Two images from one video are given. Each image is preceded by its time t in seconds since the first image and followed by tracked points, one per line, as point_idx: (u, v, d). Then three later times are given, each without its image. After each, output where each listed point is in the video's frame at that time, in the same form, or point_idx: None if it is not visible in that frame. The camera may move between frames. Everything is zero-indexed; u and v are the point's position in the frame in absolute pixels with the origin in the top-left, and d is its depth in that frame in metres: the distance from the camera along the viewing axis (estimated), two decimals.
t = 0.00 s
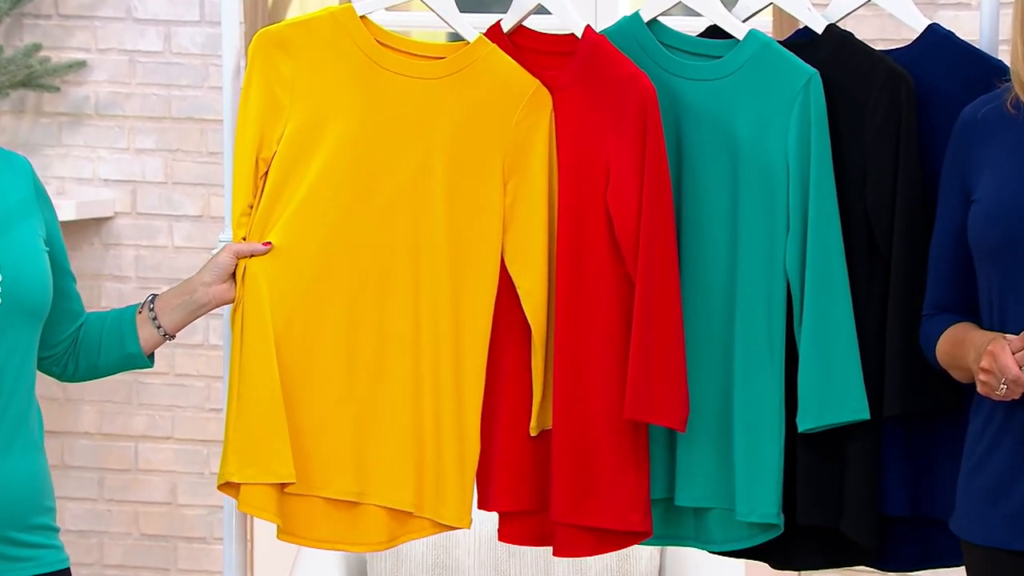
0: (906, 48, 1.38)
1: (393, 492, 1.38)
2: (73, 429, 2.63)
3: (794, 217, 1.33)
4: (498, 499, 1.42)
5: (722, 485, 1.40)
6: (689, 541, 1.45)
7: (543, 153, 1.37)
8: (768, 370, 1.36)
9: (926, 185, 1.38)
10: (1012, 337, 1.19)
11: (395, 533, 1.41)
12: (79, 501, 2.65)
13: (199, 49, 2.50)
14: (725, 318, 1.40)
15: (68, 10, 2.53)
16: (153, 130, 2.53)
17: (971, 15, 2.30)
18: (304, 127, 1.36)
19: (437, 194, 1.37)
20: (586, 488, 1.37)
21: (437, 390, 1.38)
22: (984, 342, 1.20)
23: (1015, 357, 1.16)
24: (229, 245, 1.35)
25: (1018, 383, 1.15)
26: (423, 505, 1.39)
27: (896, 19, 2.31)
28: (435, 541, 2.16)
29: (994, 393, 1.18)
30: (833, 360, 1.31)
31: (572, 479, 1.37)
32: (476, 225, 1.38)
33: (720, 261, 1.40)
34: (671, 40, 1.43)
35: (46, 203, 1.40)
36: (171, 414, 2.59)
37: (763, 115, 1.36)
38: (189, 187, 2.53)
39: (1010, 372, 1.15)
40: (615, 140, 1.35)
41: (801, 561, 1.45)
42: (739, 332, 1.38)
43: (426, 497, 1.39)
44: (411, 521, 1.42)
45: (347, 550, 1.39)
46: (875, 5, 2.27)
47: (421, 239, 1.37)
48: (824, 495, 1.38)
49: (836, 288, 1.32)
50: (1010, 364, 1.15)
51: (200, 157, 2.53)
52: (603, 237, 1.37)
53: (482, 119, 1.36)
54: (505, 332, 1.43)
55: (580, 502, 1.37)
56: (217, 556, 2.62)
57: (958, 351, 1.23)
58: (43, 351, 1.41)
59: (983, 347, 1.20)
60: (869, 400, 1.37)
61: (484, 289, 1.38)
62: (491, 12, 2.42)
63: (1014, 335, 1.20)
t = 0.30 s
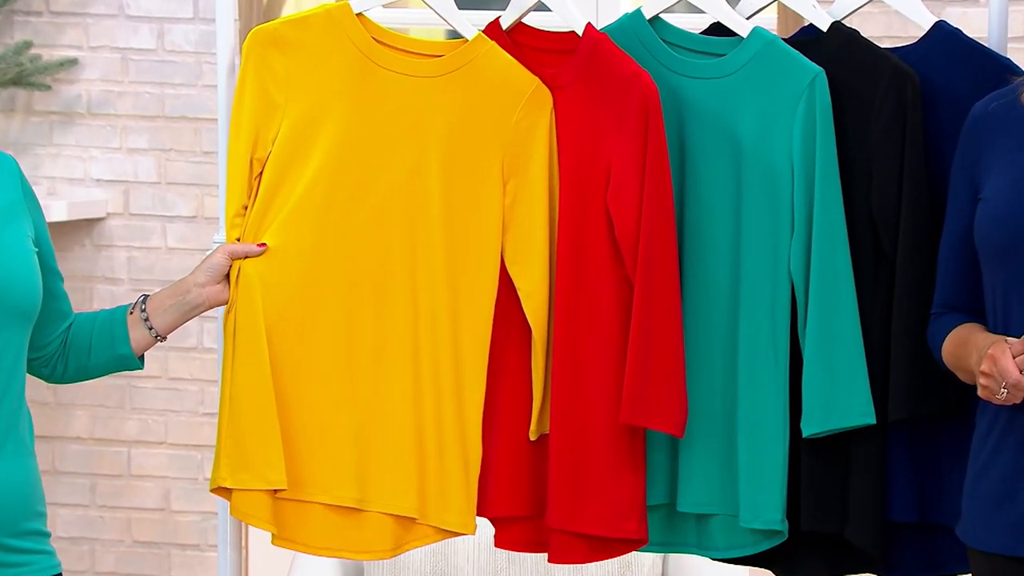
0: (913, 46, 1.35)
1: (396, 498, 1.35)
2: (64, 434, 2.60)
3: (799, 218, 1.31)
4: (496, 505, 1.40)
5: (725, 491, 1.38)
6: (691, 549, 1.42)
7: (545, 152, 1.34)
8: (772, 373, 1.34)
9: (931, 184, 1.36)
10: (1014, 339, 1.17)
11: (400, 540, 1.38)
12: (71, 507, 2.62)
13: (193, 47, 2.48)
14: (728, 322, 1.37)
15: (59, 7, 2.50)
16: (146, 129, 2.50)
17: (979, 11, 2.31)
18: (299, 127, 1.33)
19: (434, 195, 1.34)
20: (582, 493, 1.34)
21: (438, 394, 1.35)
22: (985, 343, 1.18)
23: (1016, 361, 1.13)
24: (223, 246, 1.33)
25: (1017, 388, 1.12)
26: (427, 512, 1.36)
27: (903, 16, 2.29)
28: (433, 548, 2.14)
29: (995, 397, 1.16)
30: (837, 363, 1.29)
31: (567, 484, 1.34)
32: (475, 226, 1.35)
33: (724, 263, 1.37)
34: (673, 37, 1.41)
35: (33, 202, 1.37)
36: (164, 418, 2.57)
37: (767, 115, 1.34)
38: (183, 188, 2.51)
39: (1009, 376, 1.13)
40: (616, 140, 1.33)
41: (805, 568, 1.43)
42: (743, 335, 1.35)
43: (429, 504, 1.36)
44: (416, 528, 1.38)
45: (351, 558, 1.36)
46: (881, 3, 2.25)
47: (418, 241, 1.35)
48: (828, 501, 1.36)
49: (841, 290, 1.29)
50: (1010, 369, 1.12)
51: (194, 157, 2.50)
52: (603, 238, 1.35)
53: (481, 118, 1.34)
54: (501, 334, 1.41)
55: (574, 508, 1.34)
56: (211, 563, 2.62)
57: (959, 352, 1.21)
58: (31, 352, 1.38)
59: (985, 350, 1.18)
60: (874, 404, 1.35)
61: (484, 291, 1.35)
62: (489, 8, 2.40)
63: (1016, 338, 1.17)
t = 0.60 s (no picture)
0: (913, 49, 1.35)
1: (381, 499, 1.35)
2: (63, 436, 2.59)
3: (799, 220, 1.31)
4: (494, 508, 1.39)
5: (725, 493, 1.37)
6: (690, 551, 1.42)
7: (543, 155, 1.34)
8: (771, 376, 1.33)
9: (930, 186, 1.36)
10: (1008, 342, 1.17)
11: (379, 540, 1.37)
12: (70, 510, 2.61)
13: (193, 49, 2.48)
14: (728, 325, 1.37)
15: (59, 9, 2.49)
16: (146, 131, 2.50)
17: (980, 14, 2.31)
18: (296, 127, 1.33)
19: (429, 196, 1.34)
20: (582, 495, 1.34)
21: (427, 396, 1.36)
22: (981, 345, 1.19)
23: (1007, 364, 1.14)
24: (222, 243, 1.32)
25: (1007, 390, 1.13)
26: (410, 512, 1.37)
27: (903, 19, 2.30)
28: (433, 547, 2.15)
29: (986, 400, 1.17)
30: (837, 365, 1.29)
31: (567, 486, 1.34)
32: (468, 228, 1.35)
33: (724, 263, 1.37)
34: (673, 39, 1.41)
35: (31, 205, 1.37)
36: (163, 421, 2.56)
37: (767, 116, 1.33)
38: (183, 190, 2.51)
39: (999, 379, 1.13)
40: (615, 142, 1.33)
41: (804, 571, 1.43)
42: (743, 337, 1.35)
43: (412, 504, 1.37)
44: (399, 529, 1.39)
45: (328, 555, 1.36)
46: (882, 5, 2.26)
47: (412, 242, 1.35)
48: (828, 503, 1.35)
49: (840, 292, 1.29)
50: (1000, 371, 1.13)
51: (194, 159, 2.50)
52: (603, 240, 1.35)
53: (478, 120, 1.34)
54: (500, 336, 1.40)
55: (573, 509, 1.34)
56: (210, 566, 2.62)
57: (960, 354, 1.22)
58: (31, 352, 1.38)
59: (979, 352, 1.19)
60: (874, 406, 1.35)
61: (477, 292, 1.35)
62: (489, 10, 2.40)
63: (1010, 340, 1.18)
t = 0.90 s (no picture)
0: (914, 50, 1.35)
1: (381, 501, 1.36)
2: (63, 439, 2.59)
3: (800, 223, 1.31)
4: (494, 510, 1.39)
5: (726, 496, 1.37)
6: (692, 554, 1.42)
7: (543, 157, 1.34)
8: (772, 378, 1.33)
9: (930, 187, 1.36)
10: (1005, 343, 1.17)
11: (378, 541, 1.38)
12: (70, 512, 2.61)
13: (192, 51, 2.48)
14: (729, 327, 1.37)
15: (59, 11, 2.49)
16: (146, 133, 2.50)
17: (980, 16, 2.31)
18: (296, 130, 1.33)
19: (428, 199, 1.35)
20: (584, 499, 1.34)
21: (426, 398, 1.36)
22: (980, 347, 1.19)
23: (1002, 365, 1.14)
24: (224, 248, 1.32)
25: (1002, 392, 1.14)
26: (408, 514, 1.37)
27: (903, 21, 2.30)
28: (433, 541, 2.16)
29: (981, 401, 1.17)
30: (838, 368, 1.28)
31: (569, 489, 1.34)
32: (468, 230, 1.35)
33: (725, 266, 1.37)
34: (673, 41, 1.41)
35: (31, 208, 1.37)
36: (163, 423, 2.56)
37: (767, 118, 1.33)
38: (182, 192, 2.51)
39: (994, 380, 1.14)
40: (616, 144, 1.33)
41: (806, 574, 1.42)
42: (743, 340, 1.35)
43: (410, 506, 1.37)
44: (396, 530, 1.39)
45: (330, 558, 1.36)
46: (883, 7, 2.26)
47: (413, 244, 1.35)
48: (829, 506, 1.35)
49: (841, 294, 1.29)
50: (995, 373, 1.13)
51: (194, 161, 2.50)
52: (604, 243, 1.35)
53: (478, 123, 1.34)
54: (501, 339, 1.40)
55: (575, 512, 1.34)
56: (210, 568, 2.62)
57: (962, 357, 1.23)
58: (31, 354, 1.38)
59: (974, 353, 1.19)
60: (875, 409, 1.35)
61: (477, 294, 1.35)
62: (489, 12, 2.40)
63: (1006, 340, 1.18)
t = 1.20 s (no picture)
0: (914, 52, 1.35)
1: (389, 504, 1.35)
2: (63, 441, 2.59)
3: (800, 224, 1.31)
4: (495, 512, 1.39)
5: (726, 498, 1.37)
6: (693, 555, 1.42)
7: (543, 158, 1.34)
8: (772, 380, 1.33)
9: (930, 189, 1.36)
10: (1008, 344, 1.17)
11: (388, 545, 1.37)
12: (70, 514, 2.61)
13: (192, 53, 2.48)
14: (728, 327, 1.37)
15: (59, 13, 2.49)
16: (146, 135, 2.50)
17: (980, 18, 2.31)
18: (297, 132, 1.33)
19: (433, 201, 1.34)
20: (585, 501, 1.34)
21: (432, 402, 1.36)
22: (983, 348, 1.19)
23: (1004, 365, 1.14)
24: (223, 248, 1.32)
25: (1005, 392, 1.13)
26: (417, 518, 1.36)
27: (903, 23, 2.30)
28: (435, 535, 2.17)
29: (985, 402, 1.17)
30: (838, 369, 1.28)
31: (569, 491, 1.34)
32: (469, 232, 1.35)
33: (724, 267, 1.37)
34: (673, 43, 1.41)
35: (31, 210, 1.37)
36: (163, 425, 2.56)
37: (767, 119, 1.33)
38: (182, 194, 2.51)
39: (997, 381, 1.14)
40: (616, 145, 1.32)
41: None
42: (743, 342, 1.35)
43: (418, 509, 1.36)
44: (404, 534, 1.38)
45: (339, 562, 1.35)
46: (882, 9, 2.26)
47: (415, 246, 1.35)
48: (830, 508, 1.35)
49: (841, 296, 1.29)
50: (997, 373, 1.13)
51: (194, 163, 2.50)
52: (604, 244, 1.34)
53: (479, 124, 1.34)
54: (501, 341, 1.40)
55: (575, 514, 1.34)
56: (210, 570, 2.62)
57: (966, 360, 1.23)
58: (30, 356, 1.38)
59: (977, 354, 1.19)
60: (875, 411, 1.35)
61: (479, 295, 1.35)
62: (489, 14, 2.40)
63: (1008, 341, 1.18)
